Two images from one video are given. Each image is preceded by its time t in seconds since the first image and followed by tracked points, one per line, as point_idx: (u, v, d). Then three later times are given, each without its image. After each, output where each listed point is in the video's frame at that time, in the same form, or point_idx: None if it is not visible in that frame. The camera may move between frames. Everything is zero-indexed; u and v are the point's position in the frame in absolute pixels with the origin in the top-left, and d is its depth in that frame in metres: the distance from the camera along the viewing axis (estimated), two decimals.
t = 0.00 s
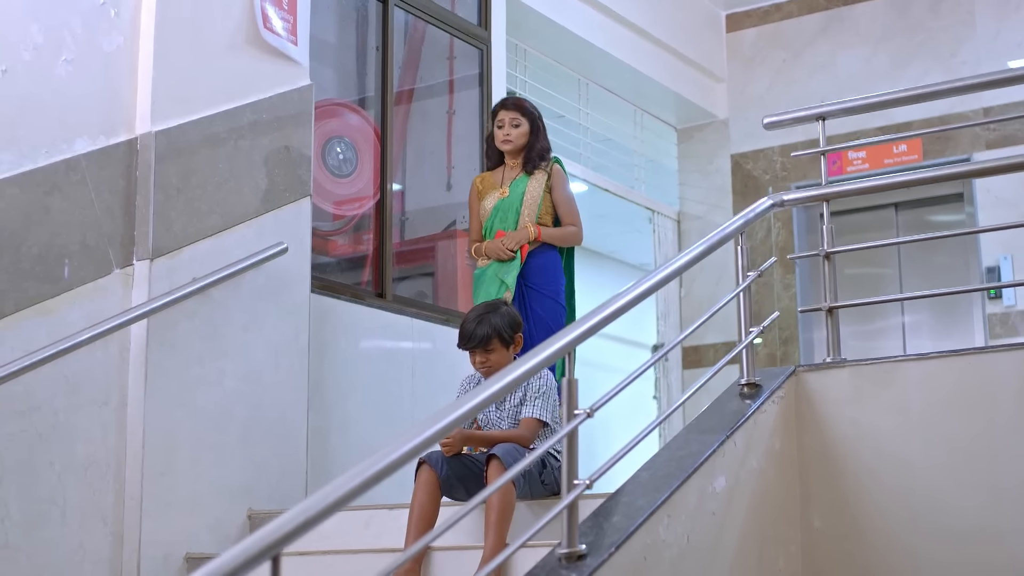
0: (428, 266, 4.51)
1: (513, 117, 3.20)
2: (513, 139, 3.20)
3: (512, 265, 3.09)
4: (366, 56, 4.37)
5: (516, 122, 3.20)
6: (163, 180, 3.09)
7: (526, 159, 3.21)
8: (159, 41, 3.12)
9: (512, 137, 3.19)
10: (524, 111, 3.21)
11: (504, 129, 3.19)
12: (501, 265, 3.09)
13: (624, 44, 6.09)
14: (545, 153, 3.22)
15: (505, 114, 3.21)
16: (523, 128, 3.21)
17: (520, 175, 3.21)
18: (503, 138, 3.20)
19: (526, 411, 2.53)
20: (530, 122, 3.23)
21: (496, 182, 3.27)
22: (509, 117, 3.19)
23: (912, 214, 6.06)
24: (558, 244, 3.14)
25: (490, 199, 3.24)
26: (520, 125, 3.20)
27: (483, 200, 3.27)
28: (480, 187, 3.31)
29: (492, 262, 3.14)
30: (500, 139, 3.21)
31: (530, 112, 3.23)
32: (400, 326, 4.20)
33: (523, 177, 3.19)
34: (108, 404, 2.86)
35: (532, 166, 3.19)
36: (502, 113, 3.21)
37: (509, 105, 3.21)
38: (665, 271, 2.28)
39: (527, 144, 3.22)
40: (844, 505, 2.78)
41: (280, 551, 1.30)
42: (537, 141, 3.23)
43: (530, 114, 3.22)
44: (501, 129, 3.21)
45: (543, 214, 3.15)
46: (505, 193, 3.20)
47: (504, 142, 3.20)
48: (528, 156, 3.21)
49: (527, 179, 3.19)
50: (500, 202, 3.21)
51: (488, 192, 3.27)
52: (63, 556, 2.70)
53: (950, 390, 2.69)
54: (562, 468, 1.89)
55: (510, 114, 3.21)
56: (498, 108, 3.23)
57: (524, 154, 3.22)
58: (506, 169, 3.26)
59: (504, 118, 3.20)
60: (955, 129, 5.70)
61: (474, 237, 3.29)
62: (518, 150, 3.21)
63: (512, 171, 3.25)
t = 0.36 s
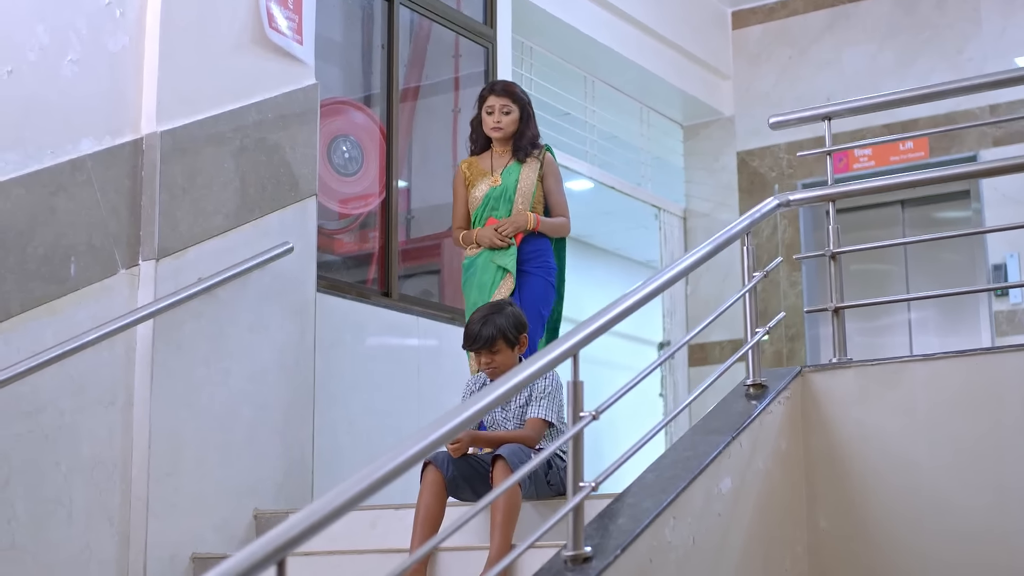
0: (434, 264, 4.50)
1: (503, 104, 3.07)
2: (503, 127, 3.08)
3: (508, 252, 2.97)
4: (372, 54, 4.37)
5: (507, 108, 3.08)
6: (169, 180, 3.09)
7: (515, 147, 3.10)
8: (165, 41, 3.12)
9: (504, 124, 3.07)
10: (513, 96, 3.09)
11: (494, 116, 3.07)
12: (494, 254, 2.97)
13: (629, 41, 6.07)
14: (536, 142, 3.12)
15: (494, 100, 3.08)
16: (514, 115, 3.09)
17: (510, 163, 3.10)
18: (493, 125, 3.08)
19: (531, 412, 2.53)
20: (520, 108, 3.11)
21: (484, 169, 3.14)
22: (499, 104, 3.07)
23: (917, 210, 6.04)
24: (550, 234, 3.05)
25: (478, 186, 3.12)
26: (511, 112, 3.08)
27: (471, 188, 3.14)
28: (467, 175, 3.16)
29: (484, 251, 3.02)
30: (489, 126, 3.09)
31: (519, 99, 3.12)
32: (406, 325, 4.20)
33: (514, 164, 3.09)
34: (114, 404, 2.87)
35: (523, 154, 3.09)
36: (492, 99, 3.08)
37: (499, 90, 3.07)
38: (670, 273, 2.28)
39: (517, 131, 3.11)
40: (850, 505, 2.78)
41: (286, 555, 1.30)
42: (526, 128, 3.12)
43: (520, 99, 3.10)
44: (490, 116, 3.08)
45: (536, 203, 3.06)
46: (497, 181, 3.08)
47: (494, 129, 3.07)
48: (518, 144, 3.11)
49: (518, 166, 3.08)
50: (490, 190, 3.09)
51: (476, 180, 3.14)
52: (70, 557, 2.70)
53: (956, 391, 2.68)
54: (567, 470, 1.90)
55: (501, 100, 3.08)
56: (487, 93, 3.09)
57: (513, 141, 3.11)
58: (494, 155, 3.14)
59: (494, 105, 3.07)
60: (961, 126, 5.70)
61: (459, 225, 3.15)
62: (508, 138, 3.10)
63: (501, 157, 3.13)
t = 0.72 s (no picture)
0: (443, 265, 4.50)
1: (505, 94, 3.00)
2: (506, 117, 3.01)
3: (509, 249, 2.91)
4: (381, 56, 4.37)
5: (510, 97, 3.01)
6: (179, 184, 3.09)
7: (517, 139, 3.03)
8: (174, 45, 3.13)
9: (504, 115, 2.99)
10: (516, 85, 3.01)
11: (496, 106, 3.00)
12: (495, 252, 2.91)
13: (638, 42, 6.07)
14: (538, 133, 3.05)
15: (497, 88, 3.01)
16: (516, 105, 3.02)
17: (512, 156, 3.02)
18: (495, 115, 3.00)
19: (541, 416, 2.52)
20: (523, 97, 3.04)
21: (485, 162, 3.06)
22: (502, 93, 2.99)
23: (928, 210, 6.02)
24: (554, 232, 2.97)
25: (479, 180, 3.04)
26: (513, 102, 3.01)
27: (472, 181, 3.06)
28: (468, 168, 3.09)
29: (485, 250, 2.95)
30: (490, 117, 3.02)
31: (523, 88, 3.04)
32: (416, 327, 4.21)
33: (515, 158, 3.01)
34: (124, 408, 2.87)
35: (524, 147, 3.02)
36: (494, 87, 3.00)
37: (501, 79, 3.00)
38: (680, 277, 2.28)
39: (519, 122, 3.04)
40: (861, 510, 2.77)
41: (296, 563, 1.31)
42: (529, 119, 3.04)
43: (523, 88, 3.02)
44: (492, 105, 3.00)
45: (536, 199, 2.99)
46: (497, 176, 3.01)
47: (496, 120, 3.00)
48: (520, 136, 3.03)
49: (519, 161, 3.00)
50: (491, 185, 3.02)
51: (476, 173, 3.06)
52: (80, 561, 2.71)
53: (967, 395, 2.67)
54: (577, 477, 1.90)
55: (503, 89, 3.01)
56: (489, 82, 3.01)
57: (515, 133, 3.04)
58: (495, 147, 3.06)
59: (496, 94, 3.00)
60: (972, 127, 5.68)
61: (461, 221, 3.09)
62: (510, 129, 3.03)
63: (503, 149, 3.05)
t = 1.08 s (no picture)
0: (456, 269, 4.50)
1: (508, 88, 2.90)
2: (509, 112, 2.91)
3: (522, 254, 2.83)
4: (394, 60, 4.38)
5: (513, 92, 2.90)
6: (192, 190, 3.10)
7: (520, 135, 2.93)
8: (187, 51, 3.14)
9: (506, 111, 2.90)
10: (519, 77, 2.90)
11: (497, 102, 2.90)
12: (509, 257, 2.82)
13: (651, 45, 6.06)
14: (541, 128, 2.94)
15: (500, 82, 2.90)
16: (519, 98, 2.91)
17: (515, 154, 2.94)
18: (499, 110, 2.91)
19: (554, 421, 2.52)
20: (526, 90, 2.93)
21: (489, 159, 2.99)
22: (504, 88, 2.89)
23: (942, 212, 6.00)
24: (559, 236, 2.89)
25: (484, 178, 2.98)
26: (516, 95, 2.91)
27: (478, 179, 3.00)
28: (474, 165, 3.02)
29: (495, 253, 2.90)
30: (493, 112, 2.93)
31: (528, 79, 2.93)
32: (429, 332, 4.21)
33: (517, 158, 2.93)
34: (138, 415, 2.88)
35: (526, 144, 2.92)
36: (495, 81, 2.90)
37: (502, 73, 2.89)
38: (694, 284, 2.27)
39: (522, 116, 2.94)
40: (874, 516, 2.76)
41: None
42: (532, 112, 2.95)
43: (527, 81, 2.91)
44: (495, 100, 2.91)
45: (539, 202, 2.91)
46: (499, 178, 2.93)
47: (497, 116, 2.92)
48: (523, 132, 2.93)
49: (521, 161, 2.92)
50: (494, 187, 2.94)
51: (482, 171, 3.00)
52: (95, 567, 2.72)
53: (981, 401, 2.66)
54: (590, 485, 1.89)
55: (506, 83, 2.90)
56: (491, 75, 2.91)
57: (518, 128, 2.94)
58: (500, 142, 2.99)
59: (499, 88, 2.90)
60: (987, 129, 5.65)
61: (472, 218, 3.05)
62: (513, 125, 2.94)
63: (507, 145, 2.97)
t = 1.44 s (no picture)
0: (470, 272, 4.50)
1: (502, 124, 2.68)
2: (505, 147, 2.71)
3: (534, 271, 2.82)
4: (407, 64, 4.38)
5: (506, 127, 2.68)
6: (206, 195, 3.11)
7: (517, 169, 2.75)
8: (200, 57, 3.15)
9: (501, 149, 2.71)
10: (513, 109, 2.68)
11: (491, 139, 2.70)
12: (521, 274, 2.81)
13: (664, 47, 6.05)
14: (538, 158, 2.74)
15: (492, 117, 2.68)
16: (515, 131, 2.70)
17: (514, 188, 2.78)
18: (494, 146, 2.71)
19: (568, 427, 2.51)
20: (521, 119, 2.70)
21: (490, 188, 2.86)
22: (497, 126, 2.67)
23: (957, 214, 5.97)
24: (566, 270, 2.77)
25: (487, 209, 2.87)
26: (512, 130, 2.69)
27: (481, 207, 2.89)
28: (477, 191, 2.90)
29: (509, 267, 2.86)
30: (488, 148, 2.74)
31: (521, 106, 2.69)
32: (443, 336, 4.21)
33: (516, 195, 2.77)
34: (152, 420, 2.89)
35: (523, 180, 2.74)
36: (488, 117, 2.68)
37: (495, 107, 2.67)
38: (707, 290, 2.26)
39: (519, 147, 2.74)
40: (889, 522, 2.74)
41: None
42: (528, 143, 2.74)
43: (519, 113, 2.68)
44: (490, 136, 2.70)
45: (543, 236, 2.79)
46: (501, 214, 2.80)
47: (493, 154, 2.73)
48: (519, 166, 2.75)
49: (520, 198, 2.77)
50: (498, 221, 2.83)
51: (484, 200, 2.88)
52: (110, 573, 2.73)
53: (996, 406, 2.64)
54: (603, 492, 1.89)
55: (500, 116, 2.68)
56: (483, 110, 2.69)
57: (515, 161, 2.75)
58: (499, 172, 2.83)
59: (492, 124, 2.68)
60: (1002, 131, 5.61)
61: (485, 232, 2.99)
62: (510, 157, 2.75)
63: (507, 174, 2.82)
